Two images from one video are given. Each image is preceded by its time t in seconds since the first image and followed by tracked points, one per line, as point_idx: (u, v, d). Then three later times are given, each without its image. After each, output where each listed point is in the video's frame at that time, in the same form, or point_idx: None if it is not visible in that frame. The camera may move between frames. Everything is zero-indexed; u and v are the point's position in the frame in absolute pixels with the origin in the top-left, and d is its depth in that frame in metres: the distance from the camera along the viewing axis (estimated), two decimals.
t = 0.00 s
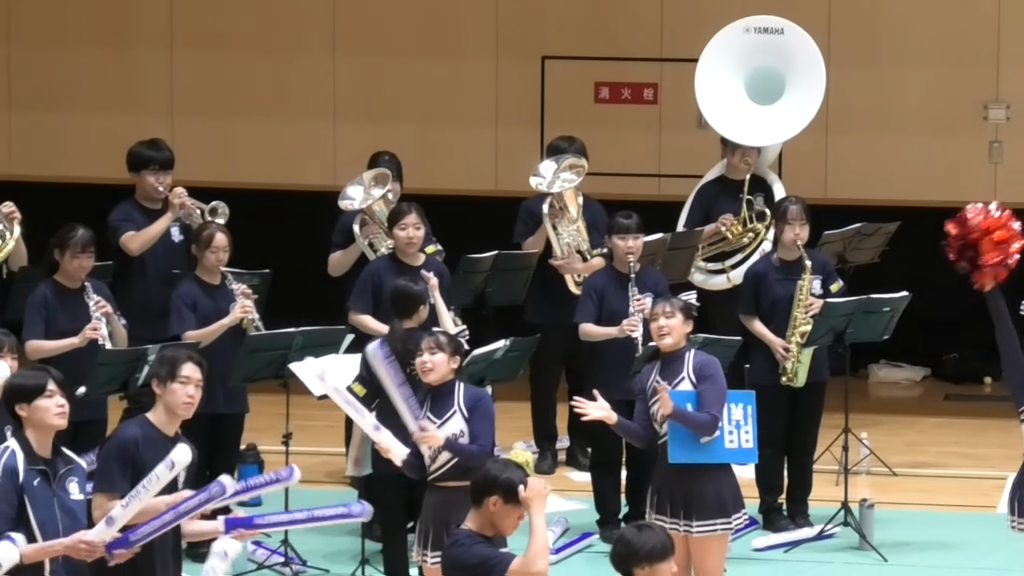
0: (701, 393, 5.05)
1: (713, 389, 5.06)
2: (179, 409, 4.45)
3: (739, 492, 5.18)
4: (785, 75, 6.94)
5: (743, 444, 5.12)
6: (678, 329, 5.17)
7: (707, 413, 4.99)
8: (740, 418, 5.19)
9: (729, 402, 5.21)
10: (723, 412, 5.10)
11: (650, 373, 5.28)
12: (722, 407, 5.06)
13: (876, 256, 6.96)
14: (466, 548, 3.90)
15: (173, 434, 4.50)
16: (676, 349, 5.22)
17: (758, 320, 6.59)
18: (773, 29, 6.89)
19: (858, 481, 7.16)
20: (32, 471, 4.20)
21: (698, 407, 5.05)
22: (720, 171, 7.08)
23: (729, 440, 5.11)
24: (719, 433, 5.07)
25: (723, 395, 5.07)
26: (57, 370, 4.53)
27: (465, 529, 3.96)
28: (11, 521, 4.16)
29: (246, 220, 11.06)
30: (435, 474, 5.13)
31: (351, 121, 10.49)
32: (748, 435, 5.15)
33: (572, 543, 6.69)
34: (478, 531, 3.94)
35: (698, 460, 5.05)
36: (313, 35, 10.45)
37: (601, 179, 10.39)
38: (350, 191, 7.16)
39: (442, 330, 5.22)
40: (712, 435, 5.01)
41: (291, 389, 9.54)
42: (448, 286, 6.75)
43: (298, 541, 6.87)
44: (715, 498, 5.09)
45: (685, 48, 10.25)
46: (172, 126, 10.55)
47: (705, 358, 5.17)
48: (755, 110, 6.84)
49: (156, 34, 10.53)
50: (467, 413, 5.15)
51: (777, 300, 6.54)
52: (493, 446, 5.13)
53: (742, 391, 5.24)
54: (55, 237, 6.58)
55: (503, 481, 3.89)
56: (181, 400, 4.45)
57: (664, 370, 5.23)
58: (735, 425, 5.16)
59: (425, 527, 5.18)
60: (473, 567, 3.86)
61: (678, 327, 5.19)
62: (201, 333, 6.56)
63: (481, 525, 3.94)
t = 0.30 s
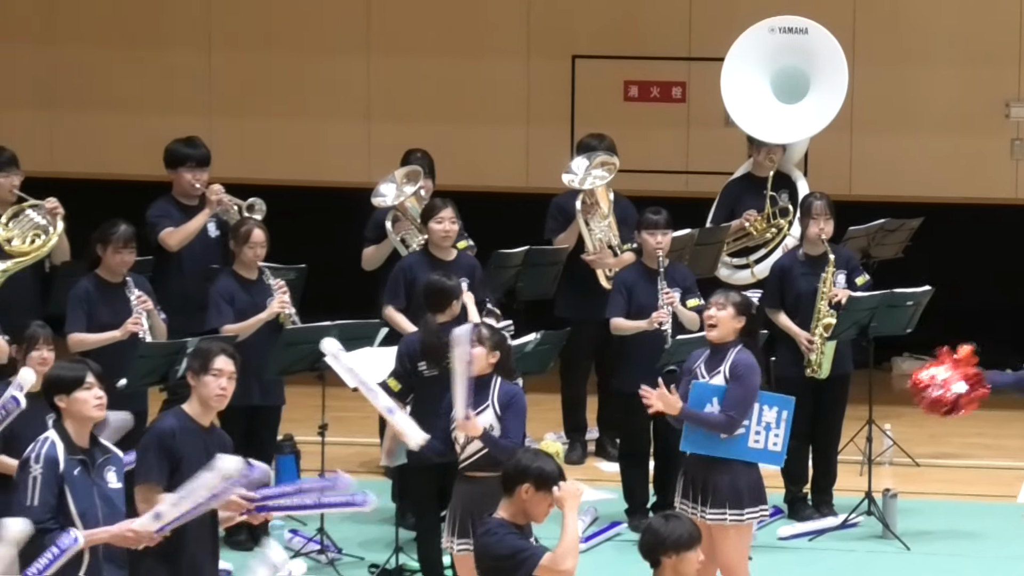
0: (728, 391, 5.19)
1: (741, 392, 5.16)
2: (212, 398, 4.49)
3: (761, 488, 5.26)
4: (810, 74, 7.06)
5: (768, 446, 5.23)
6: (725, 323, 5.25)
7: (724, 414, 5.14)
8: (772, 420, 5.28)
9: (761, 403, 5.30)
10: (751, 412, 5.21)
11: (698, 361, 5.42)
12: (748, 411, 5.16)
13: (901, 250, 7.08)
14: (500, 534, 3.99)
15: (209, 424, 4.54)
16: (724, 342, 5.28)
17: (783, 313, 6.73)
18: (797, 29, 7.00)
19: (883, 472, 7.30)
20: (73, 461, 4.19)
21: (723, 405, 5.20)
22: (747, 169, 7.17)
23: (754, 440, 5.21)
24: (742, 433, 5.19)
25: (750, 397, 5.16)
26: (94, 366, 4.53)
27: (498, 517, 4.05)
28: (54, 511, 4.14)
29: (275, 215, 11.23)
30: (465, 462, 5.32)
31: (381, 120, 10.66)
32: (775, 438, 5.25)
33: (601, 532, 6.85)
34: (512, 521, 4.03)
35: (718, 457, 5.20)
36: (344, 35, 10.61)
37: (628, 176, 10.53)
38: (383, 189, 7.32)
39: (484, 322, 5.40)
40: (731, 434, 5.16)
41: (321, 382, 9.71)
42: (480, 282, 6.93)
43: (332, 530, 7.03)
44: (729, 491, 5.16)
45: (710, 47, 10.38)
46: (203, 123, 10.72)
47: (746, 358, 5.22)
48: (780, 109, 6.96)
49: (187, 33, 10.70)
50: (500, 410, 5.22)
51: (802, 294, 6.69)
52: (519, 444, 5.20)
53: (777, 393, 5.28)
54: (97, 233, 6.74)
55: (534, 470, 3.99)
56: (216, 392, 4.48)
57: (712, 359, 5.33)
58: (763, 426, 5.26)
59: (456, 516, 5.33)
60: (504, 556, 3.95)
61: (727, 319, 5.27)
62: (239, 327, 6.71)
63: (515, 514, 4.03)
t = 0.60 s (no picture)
0: (748, 386, 5.54)
1: (758, 389, 5.50)
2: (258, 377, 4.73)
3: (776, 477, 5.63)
4: (815, 82, 7.53)
5: (778, 440, 5.54)
6: (758, 321, 5.61)
7: (741, 406, 5.49)
8: (785, 417, 5.58)
9: (779, 401, 5.60)
10: (767, 407, 5.55)
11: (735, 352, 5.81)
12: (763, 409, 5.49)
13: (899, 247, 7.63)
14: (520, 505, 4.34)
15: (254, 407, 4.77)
16: (757, 337, 5.64)
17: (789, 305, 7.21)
18: (803, 39, 7.49)
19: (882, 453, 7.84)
20: (127, 439, 4.45)
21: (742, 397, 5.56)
22: (757, 170, 7.67)
23: (765, 432, 5.56)
24: (755, 424, 5.55)
25: (767, 395, 5.50)
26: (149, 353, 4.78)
27: (523, 493, 4.40)
28: (106, 486, 4.41)
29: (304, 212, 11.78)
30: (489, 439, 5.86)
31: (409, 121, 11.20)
32: (786, 435, 5.54)
33: (619, 507, 7.38)
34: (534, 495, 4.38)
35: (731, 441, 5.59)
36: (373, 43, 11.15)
37: (640, 175, 11.06)
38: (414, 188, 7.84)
39: (522, 313, 6.03)
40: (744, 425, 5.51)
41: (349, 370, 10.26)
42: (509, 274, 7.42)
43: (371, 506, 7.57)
44: (739, 475, 5.59)
45: (720, 54, 10.88)
46: (234, 126, 11.26)
47: (774, 359, 5.54)
48: (786, 114, 7.44)
49: (223, 39, 11.23)
50: (527, 397, 5.74)
51: (807, 287, 7.18)
52: (541, 431, 5.69)
53: (794, 395, 5.58)
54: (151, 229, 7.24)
55: (557, 449, 4.36)
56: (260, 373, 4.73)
57: (747, 350, 5.70)
58: (777, 422, 5.57)
59: (481, 490, 5.89)
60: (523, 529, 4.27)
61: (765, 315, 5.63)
62: (284, 317, 7.22)
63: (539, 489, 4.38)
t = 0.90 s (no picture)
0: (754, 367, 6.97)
1: (763, 371, 6.91)
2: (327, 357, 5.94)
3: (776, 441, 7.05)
4: (803, 105, 8.81)
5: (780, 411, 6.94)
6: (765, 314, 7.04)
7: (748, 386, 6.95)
8: (787, 393, 6.98)
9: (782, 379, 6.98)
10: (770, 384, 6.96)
11: (751, 336, 7.26)
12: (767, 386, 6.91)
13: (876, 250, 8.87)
14: (553, 463, 5.39)
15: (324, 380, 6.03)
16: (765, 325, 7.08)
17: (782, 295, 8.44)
18: (794, 69, 8.78)
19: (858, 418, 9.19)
20: (218, 408, 5.64)
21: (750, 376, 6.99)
22: (754, 180, 8.99)
23: (770, 405, 6.97)
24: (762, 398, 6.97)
25: (770, 375, 6.91)
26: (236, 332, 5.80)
27: (555, 455, 5.43)
28: (202, 448, 5.61)
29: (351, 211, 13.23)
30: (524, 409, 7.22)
31: (449, 135, 12.74)
32: (788, 407, 6.92)
33: (636, 467, 8.68)
34: (563, 454, 5.42)
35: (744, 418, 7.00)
36: (418, 65, 12.68)
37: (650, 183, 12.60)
38: (460, 196, 9.17)
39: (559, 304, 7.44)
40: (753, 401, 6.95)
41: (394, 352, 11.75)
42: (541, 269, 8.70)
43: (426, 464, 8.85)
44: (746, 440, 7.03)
45: (724, 75, 12.37)
46: (292, 141, 12.88)
47: (775, 343, 6.93)
48: (780, 132, 8.69)
49: (281, 63, 12.79)
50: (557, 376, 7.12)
51: (797, 280, 8.44)
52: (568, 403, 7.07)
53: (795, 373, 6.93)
54: (238, 229, 8.49)
55: (583, 418, 5.35)
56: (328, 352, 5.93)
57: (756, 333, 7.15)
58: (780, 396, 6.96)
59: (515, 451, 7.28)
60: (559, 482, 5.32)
61: (770, 306, 7.06)
62: (351, 304, 8.51)
63: (567, 449, 5.42)
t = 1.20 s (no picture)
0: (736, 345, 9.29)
1: (746, 347, 9.20)
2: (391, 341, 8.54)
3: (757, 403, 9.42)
4: (774, 137, 10.96)
5: (757, 381, 9.25)
6: (749, 302, 9.25)
7: (731, 359, 9.29)
8: (762, 367, 9.24)
9: (760, 356, 9.25)
10: (750, 360, 9.25)
11: (739, 321, 9.52)
12: (748, 360, 9.20)
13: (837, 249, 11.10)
14: (574, 425, 7.60)
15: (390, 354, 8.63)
16: (748, 313, 9.31)
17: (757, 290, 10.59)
18: (767, 108, 10.94)
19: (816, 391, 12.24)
20: (305, 379, 8.51)
21: (732, 350, 9.32)
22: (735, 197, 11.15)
23: (751, 376, 9.27)
24: (745, 370, 9.27)
25: (750, 351, 9.20)
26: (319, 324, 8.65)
27: (576, 418, 7.66)
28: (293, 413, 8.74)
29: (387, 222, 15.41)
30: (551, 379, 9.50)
31: (481, 162, 14.91)
32: (763, 377, 9.25)
33: (640, 425, 10.79)
34: (581, 418, 7.64)
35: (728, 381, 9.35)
36: (455, 104, 14.85)
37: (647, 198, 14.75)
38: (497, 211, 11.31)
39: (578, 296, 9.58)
40: (736, 372, 9.28)
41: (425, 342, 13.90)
42: (564, 269, 10.98)
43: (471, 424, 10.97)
44: (730, 403, 9.41)
45: (717, 113, 14.53)
46: (336, 164, 15.06)
47: (755, 328, 9.20)
48: (754, 159, 10.86)
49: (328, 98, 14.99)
50: (575, 354, 9.40)
51: (769, 277, 10.55)
52: (584, 373, 9.33)
53: (770, 352, 9.22)
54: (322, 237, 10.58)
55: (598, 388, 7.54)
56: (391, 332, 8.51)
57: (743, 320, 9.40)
58: (758, 369, 9.25)
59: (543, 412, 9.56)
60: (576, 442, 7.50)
61: (752, 298, 9.27)
62: (412, 296, 10.64)
63: (585, 414, 7.65)
